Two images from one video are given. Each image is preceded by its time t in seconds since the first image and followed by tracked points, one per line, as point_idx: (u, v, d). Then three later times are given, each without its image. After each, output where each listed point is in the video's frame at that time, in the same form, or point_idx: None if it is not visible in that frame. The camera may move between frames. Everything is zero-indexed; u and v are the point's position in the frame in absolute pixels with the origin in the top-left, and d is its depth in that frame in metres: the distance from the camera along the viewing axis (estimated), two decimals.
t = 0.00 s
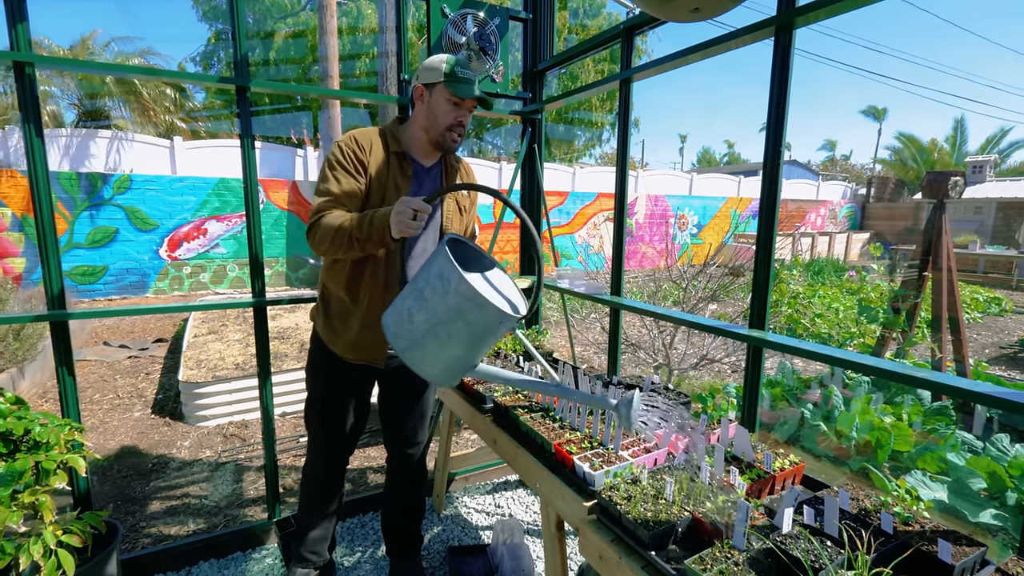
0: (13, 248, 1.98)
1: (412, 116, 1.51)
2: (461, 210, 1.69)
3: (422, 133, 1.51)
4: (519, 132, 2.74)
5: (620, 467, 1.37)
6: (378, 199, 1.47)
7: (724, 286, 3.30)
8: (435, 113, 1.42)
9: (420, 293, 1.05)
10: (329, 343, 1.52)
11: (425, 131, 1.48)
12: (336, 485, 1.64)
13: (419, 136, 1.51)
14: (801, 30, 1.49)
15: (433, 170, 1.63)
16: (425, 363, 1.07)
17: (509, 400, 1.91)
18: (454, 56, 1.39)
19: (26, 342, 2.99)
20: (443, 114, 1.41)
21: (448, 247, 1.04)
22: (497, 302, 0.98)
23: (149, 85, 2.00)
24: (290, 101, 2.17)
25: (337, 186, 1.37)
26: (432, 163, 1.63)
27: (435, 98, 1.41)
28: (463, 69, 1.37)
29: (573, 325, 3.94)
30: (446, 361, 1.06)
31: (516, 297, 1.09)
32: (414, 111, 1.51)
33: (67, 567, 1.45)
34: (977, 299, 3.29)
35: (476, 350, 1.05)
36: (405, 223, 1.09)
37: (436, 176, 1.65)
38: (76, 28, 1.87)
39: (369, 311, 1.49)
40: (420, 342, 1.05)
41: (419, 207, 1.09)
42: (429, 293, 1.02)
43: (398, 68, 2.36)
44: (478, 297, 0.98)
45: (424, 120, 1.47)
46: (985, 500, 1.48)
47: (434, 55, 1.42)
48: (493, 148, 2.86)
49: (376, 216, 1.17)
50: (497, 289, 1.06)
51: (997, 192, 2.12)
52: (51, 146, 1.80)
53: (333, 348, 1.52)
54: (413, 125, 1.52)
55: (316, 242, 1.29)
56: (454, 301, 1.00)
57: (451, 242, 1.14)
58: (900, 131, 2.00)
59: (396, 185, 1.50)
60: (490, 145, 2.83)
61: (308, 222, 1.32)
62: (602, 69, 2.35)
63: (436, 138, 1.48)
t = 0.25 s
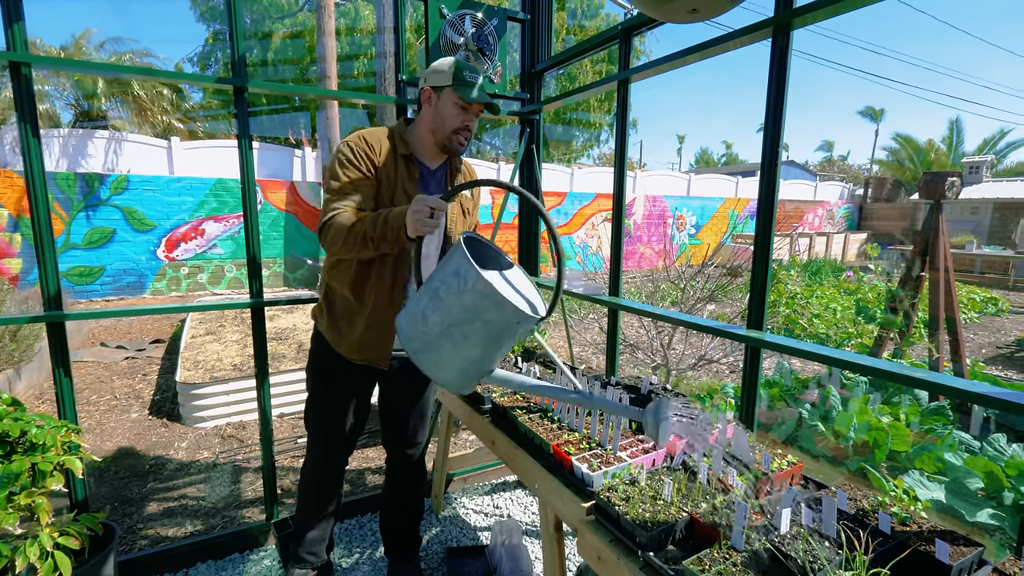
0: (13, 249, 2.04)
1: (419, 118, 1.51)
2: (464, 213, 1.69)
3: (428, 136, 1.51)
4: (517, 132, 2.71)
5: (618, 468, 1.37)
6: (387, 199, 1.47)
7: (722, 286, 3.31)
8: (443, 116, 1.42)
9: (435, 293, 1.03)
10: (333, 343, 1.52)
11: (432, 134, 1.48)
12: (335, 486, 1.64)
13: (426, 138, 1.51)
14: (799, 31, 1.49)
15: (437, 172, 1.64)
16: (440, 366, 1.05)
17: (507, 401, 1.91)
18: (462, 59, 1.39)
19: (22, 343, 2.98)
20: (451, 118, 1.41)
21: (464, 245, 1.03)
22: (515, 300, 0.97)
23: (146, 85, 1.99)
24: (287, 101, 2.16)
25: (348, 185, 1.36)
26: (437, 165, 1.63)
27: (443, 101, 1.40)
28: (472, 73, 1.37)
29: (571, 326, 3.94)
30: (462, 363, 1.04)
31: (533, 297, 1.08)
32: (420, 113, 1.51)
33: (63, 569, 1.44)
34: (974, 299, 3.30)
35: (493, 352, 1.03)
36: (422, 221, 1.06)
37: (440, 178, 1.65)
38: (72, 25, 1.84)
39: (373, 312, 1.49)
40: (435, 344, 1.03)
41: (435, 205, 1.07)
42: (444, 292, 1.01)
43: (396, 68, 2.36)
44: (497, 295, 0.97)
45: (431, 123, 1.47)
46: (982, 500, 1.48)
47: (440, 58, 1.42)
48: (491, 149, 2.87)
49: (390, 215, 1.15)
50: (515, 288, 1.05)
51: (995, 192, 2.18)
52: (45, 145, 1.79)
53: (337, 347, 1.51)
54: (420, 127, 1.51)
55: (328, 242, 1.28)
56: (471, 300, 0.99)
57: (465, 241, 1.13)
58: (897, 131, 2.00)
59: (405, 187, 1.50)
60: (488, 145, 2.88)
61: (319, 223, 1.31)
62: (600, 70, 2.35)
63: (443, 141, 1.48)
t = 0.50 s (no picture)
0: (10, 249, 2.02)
1: (424, 120, 1.52)
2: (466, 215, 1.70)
3: (432, 138, 1.52)
4: (516, 133, 2.73)
5: (616, 469, 1.37)
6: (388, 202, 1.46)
7: (721, 287, 3.31)
8: (448, 119, 1.43)
9: (436, 297, 1.04)
10: (335, 344, 1.51)
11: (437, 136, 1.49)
12: (335, 487, 1.64)
13: (431, 140, 1.52)
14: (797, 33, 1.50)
15: (440, 174, 1.66)
16: (439, 369, 1.06)
17: (506, 402, 1.92)
18: (469, 62, 1.40)
19: (20, 344, 2.98)
20: (456, 121, 1.42)
21: (465, 250, 1.04)
22: (515, 307, 0.97)
23: (146, 86, 1.98)
24: (286, 101, 2.16)
25: (349, 187, 1.35)
26: (440, 167, 1.65)
27: (448, 104, 1.41)
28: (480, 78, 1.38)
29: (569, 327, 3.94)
30: (461, 368, 1.04)
31: (534, 304, 1.07)
32: (425, 115, 1.52)
33: (61, 571, 1.44)
34: (972, 299, 3.31)
35: (492, 358, 1.04)
36: (426, 224, 1.06)
37: (442, 180, 1.68)
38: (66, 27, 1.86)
39: (376, 314, 1.49)
40: (435, 348, 1.04)
41: (438, 209, 1.06)
42: (445, 296, 1.02)
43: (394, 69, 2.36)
44: (496, 302, 0.97)
45: (436, 125, 1.48)
46: (980, 500, 1.48)
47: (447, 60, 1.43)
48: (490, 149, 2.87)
49: (394, 218, 1.14)
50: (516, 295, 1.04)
51: (993, 193, 2.14)
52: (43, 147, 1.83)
53: (339, 349, 1.51)
54: (425, 129, 1.53)
55: (329, 244, 1.27)
56: (471, 305, 0.99)
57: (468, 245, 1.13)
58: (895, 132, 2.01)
59: (408, 189, 1.50)
60: (487, 146, 2.85)
61: (321, 222, 1.29)
62: (599, 71, 2.35)
63: (447, 144, 1.49)
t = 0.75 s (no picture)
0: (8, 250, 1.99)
1: (420, 119, 1.51)
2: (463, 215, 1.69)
3: (428, 137, 1.51)
4: (515, 133, 2.71)
5: (616, 470, 1.37)
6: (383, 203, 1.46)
7: (721, 287, 3.30)
8: (443, 118, 1.42)
9: (425, 294, 1.03)
10: (334, 348, 1.51)
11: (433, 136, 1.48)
12: (337, 488, 1.64)
13: (426, 140, 1.51)
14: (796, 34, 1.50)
15: (436, 173, 1.66)
16: (428, 365, 1.04)
17: (505, 402, 1.92)
18: (465, 61, 1.39)
19: (19, 344, 2.97)
20: (451, 120, 1.41)
21: (455, 248, 1.03)
22: (506, 306, 0.97)
23: (146, 85, 1.95)
24: (285, 102, 2.16)
25: (341, 188, 1.36)
26: (436, 167, 1.64)
27: (443, 103, 1.40)
28: (475, 77, 1.37)
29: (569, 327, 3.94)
30: (450, 365, 1.03)
31: (523, 300, 1.08)
32: (421, 114, 1.51)
33: (59, 572, 1.43)
34: (971, 300, 3.32)
35: (481, 353, 1.03)
36: (412, 223, 1.06)
37: (438, 180, 1.67)
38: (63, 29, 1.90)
39: (375, 315, 1.49)
40: (424, 344, 1.02)
41: (427, 205, 1.06)
42: (435, 294, 1.00)
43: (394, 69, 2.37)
44: (488, 300, 0.97)
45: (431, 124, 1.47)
46: (980, 501, 1.48)
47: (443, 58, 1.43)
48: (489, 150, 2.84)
49: (381, 216, 1.14)
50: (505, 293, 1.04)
51: (992, 193, 2.12)
52: (43, 147, 1.83)
53: (338, 352, 1.51)
54: (421, 128, 1.52)
55: (318, 245, 1.27)
56: (461, 302, 0.99)
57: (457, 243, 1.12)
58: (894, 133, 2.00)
59: (401, 189, 1.50)
60: (487, 146, 2.86)
61: (309, 222, 1.30)
62: (599, 71, 2.35)
63: (442, 143, 1.47)
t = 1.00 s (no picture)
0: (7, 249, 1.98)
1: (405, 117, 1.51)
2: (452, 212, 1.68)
3: (414, 135, 1.51)
4: (516, 133, 2.70)
5: (616, 470, 1.36)
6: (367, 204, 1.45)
7: (721, 288, 3.30)
8: (428, 115, 1.41)
9: (404, 290, 1.05)
10: (329, 352, 1.51)
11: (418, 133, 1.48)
12: (337, 490, 1.63)
13: (412, 137, 1.51)
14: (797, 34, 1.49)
15: (422, 171, 1.63)
16: (403, 358, 1.08)
17: (505, 401, 1.91)
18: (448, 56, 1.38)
19: (18, 344, 2.97)
20: (435, 117, 1.41)
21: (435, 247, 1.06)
22: (482, 306, 1.00)
23: (145, 85, 1.95)
24: (286, 102, 2.15)
25: (322, 186, 1.35)
26: (423, 164, 1.63)
27: (427, 99, 1.40)
28: (457, 72, 1.36)
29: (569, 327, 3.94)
30: (425, 358, 1.07)
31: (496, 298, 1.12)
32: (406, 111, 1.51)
33: (58, 573, 1.43)
34: (971, 300, 3.32)
35: (455, 348, 1.07)
36: (389, 220, 1.09)
37: (427, 178, 1.64)
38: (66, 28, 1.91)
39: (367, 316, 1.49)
40: (400, 339, 1.05)
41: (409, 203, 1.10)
42: (414, 292, 1.03)
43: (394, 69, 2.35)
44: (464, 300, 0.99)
45: (415, 121, 1.47)
46: (981, 502, 1.48)
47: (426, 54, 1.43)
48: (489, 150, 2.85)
49: (356, 211, 1.17)
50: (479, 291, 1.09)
51: (993, 194, 2.10)
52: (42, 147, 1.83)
53: (333, 355, 1.51)
54: (405, 126, 1.51)
55: (296, 243, 1.27)
56: (438, 300, 1.02)
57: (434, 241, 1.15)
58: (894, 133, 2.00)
59: (385, 187, 1.48)
60: (486, 145, 2.88)
61: (287, 221, 1.30)
62: (599, 71, 2.35)
63: (428, 141, 1.47)
